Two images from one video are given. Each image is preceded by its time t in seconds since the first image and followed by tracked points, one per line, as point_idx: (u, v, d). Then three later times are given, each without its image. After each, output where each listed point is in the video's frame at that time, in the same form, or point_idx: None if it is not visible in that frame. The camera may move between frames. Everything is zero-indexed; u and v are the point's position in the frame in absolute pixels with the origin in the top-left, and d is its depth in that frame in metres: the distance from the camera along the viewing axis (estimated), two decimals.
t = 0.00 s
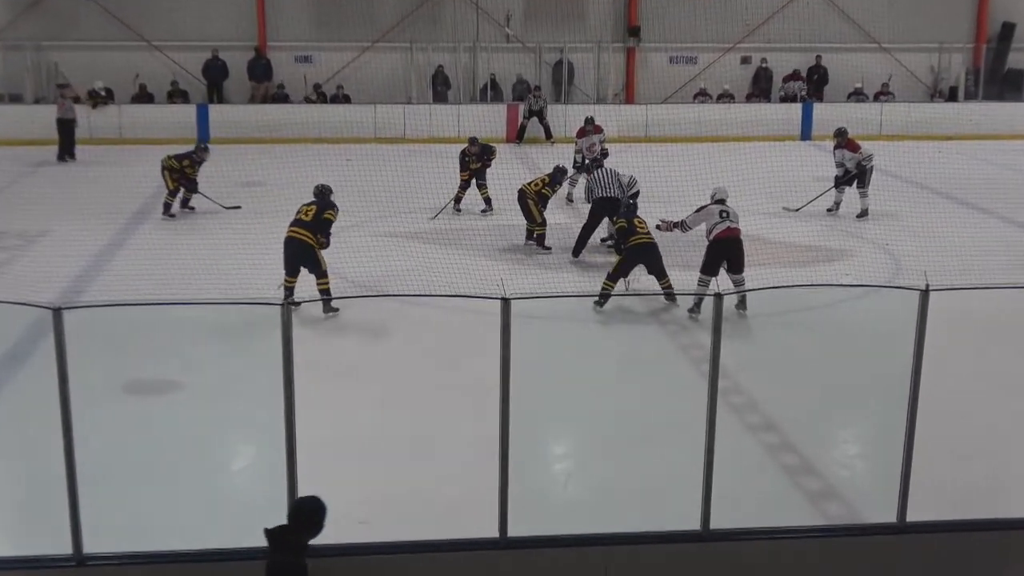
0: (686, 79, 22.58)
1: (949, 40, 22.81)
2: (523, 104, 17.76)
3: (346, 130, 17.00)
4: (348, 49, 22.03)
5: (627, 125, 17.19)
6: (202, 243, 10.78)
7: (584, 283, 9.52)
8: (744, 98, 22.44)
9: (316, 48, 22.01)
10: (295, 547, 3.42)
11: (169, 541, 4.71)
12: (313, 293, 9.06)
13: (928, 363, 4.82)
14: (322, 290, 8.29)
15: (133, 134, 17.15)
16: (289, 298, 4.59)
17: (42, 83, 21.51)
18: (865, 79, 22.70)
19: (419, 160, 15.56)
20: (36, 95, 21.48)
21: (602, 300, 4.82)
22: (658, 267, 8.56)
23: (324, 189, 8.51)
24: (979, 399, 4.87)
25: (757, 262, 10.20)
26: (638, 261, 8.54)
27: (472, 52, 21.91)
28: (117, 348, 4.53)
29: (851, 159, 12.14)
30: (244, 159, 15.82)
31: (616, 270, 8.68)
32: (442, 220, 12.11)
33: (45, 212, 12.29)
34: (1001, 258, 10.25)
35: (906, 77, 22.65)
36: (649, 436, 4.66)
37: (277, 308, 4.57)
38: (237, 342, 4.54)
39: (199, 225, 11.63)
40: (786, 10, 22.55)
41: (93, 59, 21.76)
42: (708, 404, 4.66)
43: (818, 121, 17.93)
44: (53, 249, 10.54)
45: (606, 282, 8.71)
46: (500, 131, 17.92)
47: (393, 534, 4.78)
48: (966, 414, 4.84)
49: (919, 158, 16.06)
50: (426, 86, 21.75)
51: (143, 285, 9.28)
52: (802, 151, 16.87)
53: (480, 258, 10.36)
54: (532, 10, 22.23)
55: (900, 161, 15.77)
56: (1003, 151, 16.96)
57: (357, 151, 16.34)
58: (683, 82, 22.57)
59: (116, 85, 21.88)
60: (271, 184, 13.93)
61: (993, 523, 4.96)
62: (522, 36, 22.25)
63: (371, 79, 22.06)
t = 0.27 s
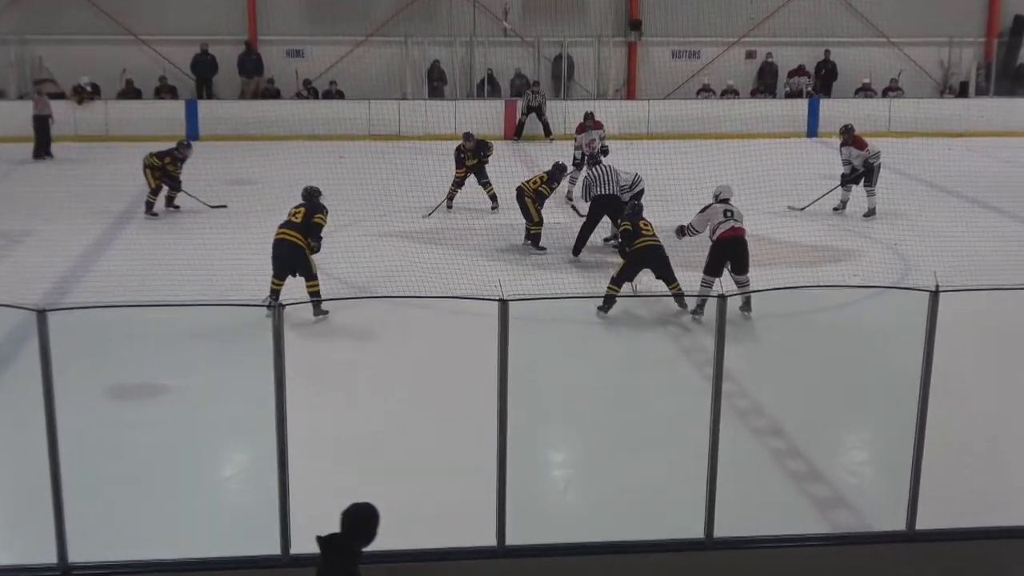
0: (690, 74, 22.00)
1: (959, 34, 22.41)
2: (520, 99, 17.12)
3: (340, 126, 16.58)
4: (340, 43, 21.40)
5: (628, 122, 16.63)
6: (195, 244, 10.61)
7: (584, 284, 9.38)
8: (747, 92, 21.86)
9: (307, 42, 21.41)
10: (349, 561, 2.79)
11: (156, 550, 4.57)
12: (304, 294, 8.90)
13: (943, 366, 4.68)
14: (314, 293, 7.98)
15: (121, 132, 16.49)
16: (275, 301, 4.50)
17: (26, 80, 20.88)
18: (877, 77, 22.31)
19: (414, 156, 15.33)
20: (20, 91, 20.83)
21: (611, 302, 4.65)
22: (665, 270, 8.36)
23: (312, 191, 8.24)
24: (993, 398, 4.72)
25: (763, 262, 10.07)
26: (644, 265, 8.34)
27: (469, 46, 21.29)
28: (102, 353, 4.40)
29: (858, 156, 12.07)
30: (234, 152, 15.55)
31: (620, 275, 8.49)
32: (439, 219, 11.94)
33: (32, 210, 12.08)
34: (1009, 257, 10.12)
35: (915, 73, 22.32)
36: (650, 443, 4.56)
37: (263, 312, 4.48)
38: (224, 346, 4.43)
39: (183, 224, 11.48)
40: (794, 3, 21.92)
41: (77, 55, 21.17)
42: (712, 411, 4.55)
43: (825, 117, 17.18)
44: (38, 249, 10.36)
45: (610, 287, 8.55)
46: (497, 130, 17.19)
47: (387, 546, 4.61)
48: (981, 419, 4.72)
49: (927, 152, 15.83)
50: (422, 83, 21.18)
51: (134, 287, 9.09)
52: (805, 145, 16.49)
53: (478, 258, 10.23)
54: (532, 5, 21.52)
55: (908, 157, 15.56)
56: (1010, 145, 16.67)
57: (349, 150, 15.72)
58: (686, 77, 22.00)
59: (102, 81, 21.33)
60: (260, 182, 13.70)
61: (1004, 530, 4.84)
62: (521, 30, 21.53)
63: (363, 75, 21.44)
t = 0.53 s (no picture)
0: (693, 70, 19.90)
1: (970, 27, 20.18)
2: (520, 96, 16.44)
3: (333, 123, 15.90)
4: (333, 38, 19.28)
5: (630, 121, 16.22)
6: (187, 247, 10.40)
7: (584, 286, 9.25)
8: (752, 92, 19.80)
9: (300, 37, 19.24)
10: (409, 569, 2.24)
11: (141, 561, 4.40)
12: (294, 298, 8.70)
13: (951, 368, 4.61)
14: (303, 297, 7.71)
15: (104, 128, 15.64)
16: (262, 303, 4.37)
17: None
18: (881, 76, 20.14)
19: (410, 155, 15.10)
20: None
21: (614, 308, 4.52)
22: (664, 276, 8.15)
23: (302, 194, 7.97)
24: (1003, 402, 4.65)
25: (770, 264, 9.89)
26: (644, 270, 8.13)
27: (466, 41, 19.25)
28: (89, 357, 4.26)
29: (866, 155, 11.90)
30: (225, 149, 15.26)
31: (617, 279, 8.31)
32: (435, 219, 11.80)
33: (18, 211, 11.82)
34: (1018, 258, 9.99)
35: (930, 68, 20.11)
36: (653, 449, 4.43)
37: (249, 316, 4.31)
38: (210, 350, 4.29)
39: (165, 224, 11.36)
40: None
41: (41, 49, 18.93)
42: (716, 416, 4.45)
43: (833, 116, 16.69)
44: (23, 254, 10.13)
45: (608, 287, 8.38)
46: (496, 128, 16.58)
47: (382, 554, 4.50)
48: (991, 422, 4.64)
49: (936, 150, 15.54)
50: (418, 80, 19.01)
51: (126, 293, 8.86)
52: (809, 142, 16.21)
53: (475, 260, 10.07)
54: None
55: (922, 155, 15.23)
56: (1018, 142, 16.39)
57: (348, 146, 15.35)
58: (686, 79, 19.91)
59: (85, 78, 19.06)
60: (251, 181, 13.53)
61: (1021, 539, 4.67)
62: (521, 25, 19.49)
63: (356, 72, 19.34)
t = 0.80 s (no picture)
0: (696, 65, 19.74)
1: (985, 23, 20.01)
2: (519, 94, 16.34)
3: (328, 119, 15.75)
4: (327, 33, 19.18)
5: (631, 118, 16.12)
6: (181, 249, 10.28)
7: (584, 288, 9.13)
8: (757, 87, 19.67)
9: (294, 31, 19.13)
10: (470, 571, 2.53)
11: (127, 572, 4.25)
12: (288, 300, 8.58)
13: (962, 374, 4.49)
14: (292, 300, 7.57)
15: (95, 126, 15.60)
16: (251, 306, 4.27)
17: None
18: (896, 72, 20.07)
19: (409, 154, 14.96)
20: None
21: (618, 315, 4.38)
22: (657, 275, 8.08)
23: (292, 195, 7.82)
24: (1017, 405, 4.54)
25: (775, 266, 9.79)
26: (638, 270, 8.03)
27: (464, 36, 19.12)
28: (78, 361, 4.14)
29: (875, 153, 11.73)
30: (220, 148, 15.14)
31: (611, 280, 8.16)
32: (433, 220, 11.67)
33: (9, 211, 11.71)
34: None
35: (937, 65, 19.95)
36: (655, 455, 4.30)
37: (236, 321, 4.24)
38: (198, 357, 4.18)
39: (147, 224, 11.29)
40: None
41: (35, 45, 18.76)
42: (722, 423, 4.32)
43: (839, 112, 16.51)
44: (12, 255, 10.02)
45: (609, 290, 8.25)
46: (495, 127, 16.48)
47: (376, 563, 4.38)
48: (1005, 430, 4.54)
49: (942, 148, 15.42)
50: (415, 74, 18.89)
51: (119, 295, 8.74)
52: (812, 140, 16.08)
53: (473, 261, 9.94)
54: None
55: (930, 154, 15.09)
56: None
57: (337, 145, 15.19)
58: (691, 73, 19.78)
59: (73, 73, 18.92)
60: (243, 180, 13.40)
61: None
62: (520, 19, 19.39)
63: (353, 67, 19.16)
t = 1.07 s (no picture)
0: (698, 66, 19.71)
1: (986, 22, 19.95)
2: (519, 95, 16.32)
3: (328, 120, 15.74)
4: (326, 34, 19.14)
5: (632, 119, 16.09)
6: (180, 250, 10.25)
7: (584, 290, 9.10)
8: (759, 88, 19.64)
9: (292, 32, 19.11)
10: None
11: None
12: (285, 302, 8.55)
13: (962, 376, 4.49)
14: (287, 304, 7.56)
15: (93, 128, 15.53)
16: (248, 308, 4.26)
17: None
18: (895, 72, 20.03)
19: (408, 155, 14.94)
20: None
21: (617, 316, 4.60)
22: (655, 277, 8.10)
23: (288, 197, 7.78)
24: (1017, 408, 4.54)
25: (776, 266, 9.79)
26: (639, 271, 8.02)
27: (463, 37, 19.09)
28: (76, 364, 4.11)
29: (876, 154, 11.74)
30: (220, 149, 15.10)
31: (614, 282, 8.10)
32: (432, 221, 11.65)
33: (6, 212, 11.70)
34: None
35: (937, 66, 19.92)
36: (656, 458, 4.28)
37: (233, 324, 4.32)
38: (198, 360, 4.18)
39: (145, 226, 11.26)
40: None
41: (34, 45, 18.75)
42: (723, 426, 4.29)
43: (840, 113, 16.48)
44: (8, 256, 10.01)
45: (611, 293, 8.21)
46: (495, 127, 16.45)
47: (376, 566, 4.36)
48: (1004, 433, 4.54)
49: (943, 149, 15.42)
50: (414, 75, 18.84)
51: (117, 297, 8.71)
52: (813, 140, 16.05)
53: (473, 263, 9.92)
54: None
55: (931, 154, 15.09)
56: None
57: (336, 145, 15.17)
58: (693, 72, 19.74)
59: (71, 73, 18.86)
60: (241, 181, 13.38)
61: None
62: (520, 20, 19.38)
63: (353, 68, 19.10)
